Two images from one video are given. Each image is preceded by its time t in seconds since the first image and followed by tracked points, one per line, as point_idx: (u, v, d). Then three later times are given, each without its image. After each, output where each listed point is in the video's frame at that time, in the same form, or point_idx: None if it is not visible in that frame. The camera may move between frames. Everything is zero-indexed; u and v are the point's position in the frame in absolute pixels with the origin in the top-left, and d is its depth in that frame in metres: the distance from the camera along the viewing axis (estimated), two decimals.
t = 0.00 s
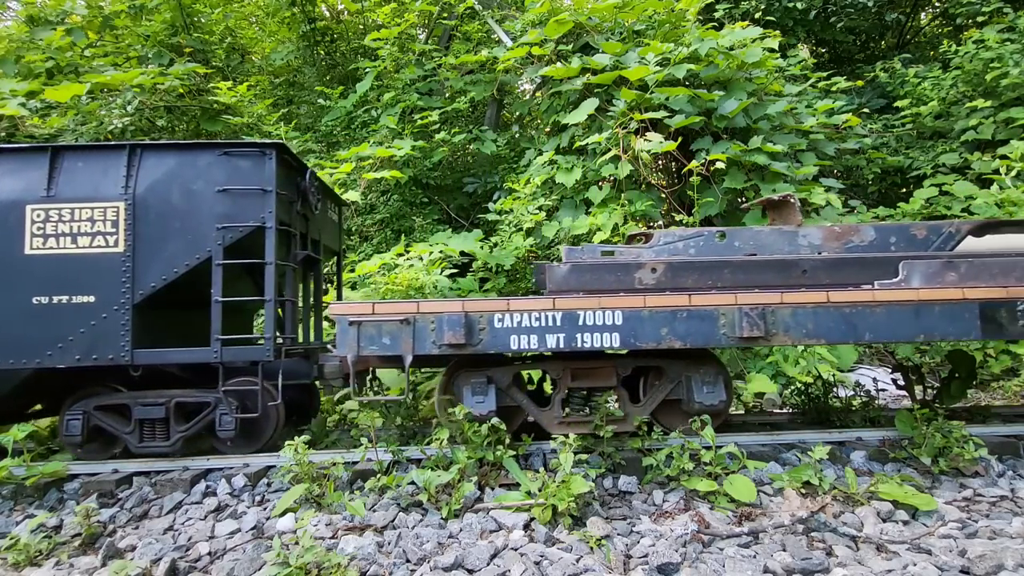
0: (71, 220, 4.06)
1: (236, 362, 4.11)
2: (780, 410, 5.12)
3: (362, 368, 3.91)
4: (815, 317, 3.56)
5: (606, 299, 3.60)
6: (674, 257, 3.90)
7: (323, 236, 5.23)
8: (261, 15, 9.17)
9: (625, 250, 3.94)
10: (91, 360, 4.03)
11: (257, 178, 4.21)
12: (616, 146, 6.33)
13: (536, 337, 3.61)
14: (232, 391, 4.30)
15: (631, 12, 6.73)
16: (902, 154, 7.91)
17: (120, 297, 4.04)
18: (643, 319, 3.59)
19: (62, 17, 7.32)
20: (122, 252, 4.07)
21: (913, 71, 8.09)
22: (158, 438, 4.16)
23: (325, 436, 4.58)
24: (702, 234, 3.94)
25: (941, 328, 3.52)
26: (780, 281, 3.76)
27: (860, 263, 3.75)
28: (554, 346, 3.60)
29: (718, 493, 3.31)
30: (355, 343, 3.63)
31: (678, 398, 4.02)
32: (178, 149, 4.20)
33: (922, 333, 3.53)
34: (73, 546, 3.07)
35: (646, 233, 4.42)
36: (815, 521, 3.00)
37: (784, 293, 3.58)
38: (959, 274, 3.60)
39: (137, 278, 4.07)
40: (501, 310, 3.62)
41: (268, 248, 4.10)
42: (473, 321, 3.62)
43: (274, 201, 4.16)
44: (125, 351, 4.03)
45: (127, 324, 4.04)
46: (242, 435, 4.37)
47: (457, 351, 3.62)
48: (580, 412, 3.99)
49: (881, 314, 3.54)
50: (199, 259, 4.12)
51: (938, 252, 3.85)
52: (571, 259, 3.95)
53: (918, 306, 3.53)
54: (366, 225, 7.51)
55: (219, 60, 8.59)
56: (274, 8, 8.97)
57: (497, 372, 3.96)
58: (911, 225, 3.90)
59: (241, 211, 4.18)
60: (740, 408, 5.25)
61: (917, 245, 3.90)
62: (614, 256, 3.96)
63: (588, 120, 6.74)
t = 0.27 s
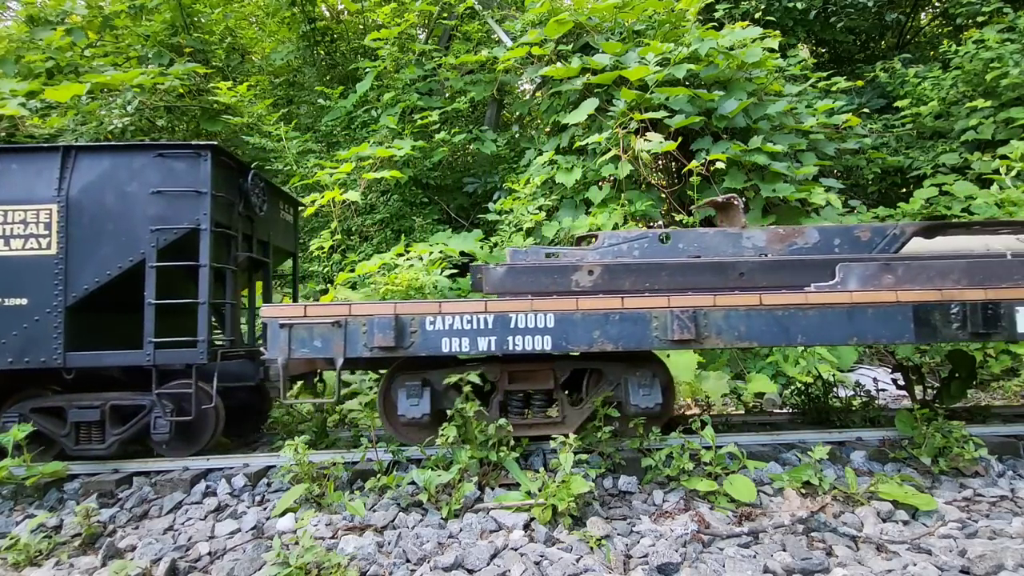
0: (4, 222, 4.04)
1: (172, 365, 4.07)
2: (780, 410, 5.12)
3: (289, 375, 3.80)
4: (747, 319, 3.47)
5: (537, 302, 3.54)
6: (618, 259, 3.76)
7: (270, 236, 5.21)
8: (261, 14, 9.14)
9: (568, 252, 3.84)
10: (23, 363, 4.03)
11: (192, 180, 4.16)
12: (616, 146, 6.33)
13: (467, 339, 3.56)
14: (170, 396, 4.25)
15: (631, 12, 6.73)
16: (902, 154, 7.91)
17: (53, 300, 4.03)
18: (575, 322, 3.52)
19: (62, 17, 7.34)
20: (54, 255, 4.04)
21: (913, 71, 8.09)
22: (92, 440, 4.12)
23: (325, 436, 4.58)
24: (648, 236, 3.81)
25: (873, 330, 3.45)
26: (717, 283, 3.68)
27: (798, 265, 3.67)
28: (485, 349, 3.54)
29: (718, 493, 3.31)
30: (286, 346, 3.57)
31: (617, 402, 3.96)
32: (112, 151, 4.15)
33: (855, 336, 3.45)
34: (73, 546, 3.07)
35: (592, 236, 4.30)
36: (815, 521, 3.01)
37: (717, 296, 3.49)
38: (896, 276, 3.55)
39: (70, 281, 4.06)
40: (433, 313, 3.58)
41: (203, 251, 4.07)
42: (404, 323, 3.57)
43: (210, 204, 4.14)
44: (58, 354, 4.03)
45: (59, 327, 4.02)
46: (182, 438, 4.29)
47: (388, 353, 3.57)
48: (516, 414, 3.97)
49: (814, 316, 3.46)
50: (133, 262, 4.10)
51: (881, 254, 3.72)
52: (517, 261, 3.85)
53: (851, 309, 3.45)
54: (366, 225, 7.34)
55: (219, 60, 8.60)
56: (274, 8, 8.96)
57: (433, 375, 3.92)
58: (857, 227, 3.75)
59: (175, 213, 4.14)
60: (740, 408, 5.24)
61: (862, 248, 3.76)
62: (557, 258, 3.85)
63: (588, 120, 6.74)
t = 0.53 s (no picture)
0: None
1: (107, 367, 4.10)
2: (780, 410, 5.12)
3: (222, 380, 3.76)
4: (679, 322, 3.37)
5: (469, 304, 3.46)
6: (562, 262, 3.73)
7: (218, 238, 5.23)
8: (261, 14, 9.13)
9: (512, 254, 3.75)
10: None
11: (127, 183, 4.15)
12: (616, 146, 6.33)
13: (398, 342, 3.49)
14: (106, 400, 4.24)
15: (631, 12, 6.73)
16: (902, 154, 7.91)
17: None
18: (506, 325, 3.42)
19: (62, 17, 7.37)
20: None
21: (913, 71, 8.09)
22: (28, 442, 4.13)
23: (325, 436, 4.56)
24: (591, 237, 3.77)
25: (806, 333, 3.35)
26: (652, 286, 3.62)
27: (732, 267, 3.60)
28: (415, 352, 3.46)
29: (718, 493, 3.31)
30: (216, 348, 3.51)
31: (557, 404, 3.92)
32: (48, 154, 4.17)
33: (788, 339, 3.36)
34: (73, 546, 3.07)
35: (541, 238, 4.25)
36: (815, 521, 3.01)
37: (649, 298, 3.38)
38: (832, 279, 3.44)
39: (6, 282, 4.12)
40: (364, 316, 3.51)
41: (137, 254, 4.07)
42: (335, 326, 3.50)
43: (144, 206, 4.12)
44: None
45: None
46: (120, 441, 4.26)
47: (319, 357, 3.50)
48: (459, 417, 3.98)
49: (746, 318, 3.36)
50: (66, 264, 4.12)
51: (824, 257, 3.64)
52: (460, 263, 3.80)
53: (784, 311, 3.35)
54: (366, 225, 7.29)
55: (219, 60, 8.61)
56: (274, 8, 8.96)
57: (370, 378, 3.86)
58: (800, 229, 3.69)
59: (109, 216, 4.14)
60: (740, 408, 5.25)
61: (805, 250, 3.69)
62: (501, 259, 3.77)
63: (588, 120, 6.74)
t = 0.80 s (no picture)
0: None
1: (43, 369, 4.09)
2: (780, 410, 5.13)
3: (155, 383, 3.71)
4: (612, 324, 3.31)
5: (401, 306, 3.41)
6: (505, 262, 3.82)
7: (169, 240, 5.23)
8: (261, 15, 9.13)
9: (455, 255, 3.86)
10: None
11: (64, 185, 4.10)
12: (616, 146, 6.33)
13: (330, 345, 3.44)
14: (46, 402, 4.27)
15: (631, 12, 6.73)
16: (903, 154, 7.90)
17: None
18: (439, 327, 3.37)
19: (62, 17, 7.40)
20: None
21: (913, 71, 8.10)
22: None
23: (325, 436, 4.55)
24: (536, 239, 3.84)
25: (739, 335, 3.25)
26: (591, 288, 3.67)
27: (668, 269, 3.65)
28: (347, 355, 3.42)
29: (718, 493, 3.31)
30: (146, 351, 3.43)
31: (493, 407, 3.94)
32: None
33: (720, 342, 3.26)
34: (73, 546, 3.07)
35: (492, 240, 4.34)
36: (815, 521, 3.01)
37: (584, 300, 3.31)
38: (769, 282, 3.40)
39: None
40: (296, 319, 3.45)
41: (72, 257, 4.04)
42: (266, 329, 3.43)
43: (81, 209, 4.08)
44: None
45: None
46: (62, 442, 4.30)
47: (251, 360, 3.45)
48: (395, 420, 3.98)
49: (678, 321, 3.28)
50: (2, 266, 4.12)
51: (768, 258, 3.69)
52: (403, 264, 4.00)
53: (716, 313, 3.26)
54: (366, 225, 7.26)
55: (219, 60, 8.61)
56: (274, 8, 8.95)
57: (309, 380, 3.90)
58: (744, 230, 3.75)
59: (46, 218, 4.11)
60: (740, 408, 5.25)
61: (748, 251, 3.73)
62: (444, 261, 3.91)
63: (588, 120, 6.74)
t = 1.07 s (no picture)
0: None
1: None
2: (780, 410, 5.13)
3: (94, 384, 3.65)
4: (546, 326, 3.26)
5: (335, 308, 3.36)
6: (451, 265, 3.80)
7: (120, 241, 5.16)
8: (261, 15, 9.13)
9: (402, 257, 3.81)
10: None
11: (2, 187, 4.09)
12: (616, 146, 6.33)
13: (263, 347, 3.39)
14: None
15: (631, 12, 6.73)
16: (903, 154, 7.89)
17: None
18: (372, 330, 3.33)
19: (62, 17, 7.40)
20: None
21: (913, 71, 8.10)
22: None
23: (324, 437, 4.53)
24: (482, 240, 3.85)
25: (674, 337, 3.19)
26: (531, 290, 3.63)
27: (609, 272, 3.63)
28: (281, 358, 3.38)
29: (718, 493, 3.31)
30: (79, 354, 3.40)
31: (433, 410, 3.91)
32: None
33: (655, 344, 3.21)
34: (73, 546, 3.07)
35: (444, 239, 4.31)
36: (815, 521, 3.01)
37: (518, 303, 3.26)
38: (708, 283, 3.29)
39: None
40: (230, 321, 3.40)
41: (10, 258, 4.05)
42: (199, 331, 3.39)
43: (18, 211, 4.08)
44: None
45: None
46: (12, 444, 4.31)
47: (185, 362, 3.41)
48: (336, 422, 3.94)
49: (614, 323, 3.23)
50: None
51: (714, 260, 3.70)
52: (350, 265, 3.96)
53: (651, 315, 3.20)
54: (366, 225, 7.23)
55: (219, 60, 8.61)
56: (274, 8, 8.96)
57: (247, 383, 3.84)
58: (690, 232, 3.73)
59: None
60: (740, 408, 5.25)
61: (694, 253, 3.75)
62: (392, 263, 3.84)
63: (588, 120, 6.75)
